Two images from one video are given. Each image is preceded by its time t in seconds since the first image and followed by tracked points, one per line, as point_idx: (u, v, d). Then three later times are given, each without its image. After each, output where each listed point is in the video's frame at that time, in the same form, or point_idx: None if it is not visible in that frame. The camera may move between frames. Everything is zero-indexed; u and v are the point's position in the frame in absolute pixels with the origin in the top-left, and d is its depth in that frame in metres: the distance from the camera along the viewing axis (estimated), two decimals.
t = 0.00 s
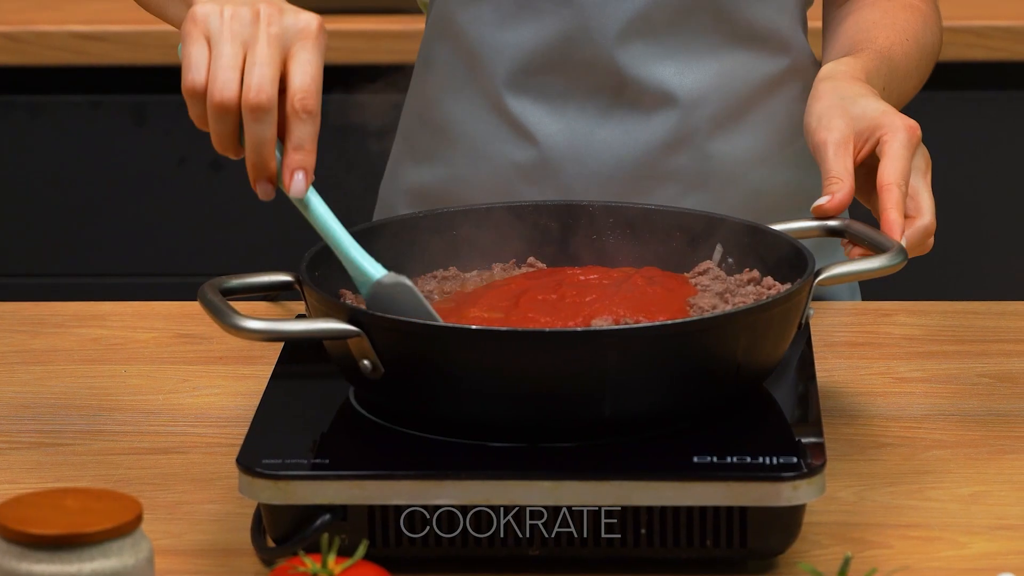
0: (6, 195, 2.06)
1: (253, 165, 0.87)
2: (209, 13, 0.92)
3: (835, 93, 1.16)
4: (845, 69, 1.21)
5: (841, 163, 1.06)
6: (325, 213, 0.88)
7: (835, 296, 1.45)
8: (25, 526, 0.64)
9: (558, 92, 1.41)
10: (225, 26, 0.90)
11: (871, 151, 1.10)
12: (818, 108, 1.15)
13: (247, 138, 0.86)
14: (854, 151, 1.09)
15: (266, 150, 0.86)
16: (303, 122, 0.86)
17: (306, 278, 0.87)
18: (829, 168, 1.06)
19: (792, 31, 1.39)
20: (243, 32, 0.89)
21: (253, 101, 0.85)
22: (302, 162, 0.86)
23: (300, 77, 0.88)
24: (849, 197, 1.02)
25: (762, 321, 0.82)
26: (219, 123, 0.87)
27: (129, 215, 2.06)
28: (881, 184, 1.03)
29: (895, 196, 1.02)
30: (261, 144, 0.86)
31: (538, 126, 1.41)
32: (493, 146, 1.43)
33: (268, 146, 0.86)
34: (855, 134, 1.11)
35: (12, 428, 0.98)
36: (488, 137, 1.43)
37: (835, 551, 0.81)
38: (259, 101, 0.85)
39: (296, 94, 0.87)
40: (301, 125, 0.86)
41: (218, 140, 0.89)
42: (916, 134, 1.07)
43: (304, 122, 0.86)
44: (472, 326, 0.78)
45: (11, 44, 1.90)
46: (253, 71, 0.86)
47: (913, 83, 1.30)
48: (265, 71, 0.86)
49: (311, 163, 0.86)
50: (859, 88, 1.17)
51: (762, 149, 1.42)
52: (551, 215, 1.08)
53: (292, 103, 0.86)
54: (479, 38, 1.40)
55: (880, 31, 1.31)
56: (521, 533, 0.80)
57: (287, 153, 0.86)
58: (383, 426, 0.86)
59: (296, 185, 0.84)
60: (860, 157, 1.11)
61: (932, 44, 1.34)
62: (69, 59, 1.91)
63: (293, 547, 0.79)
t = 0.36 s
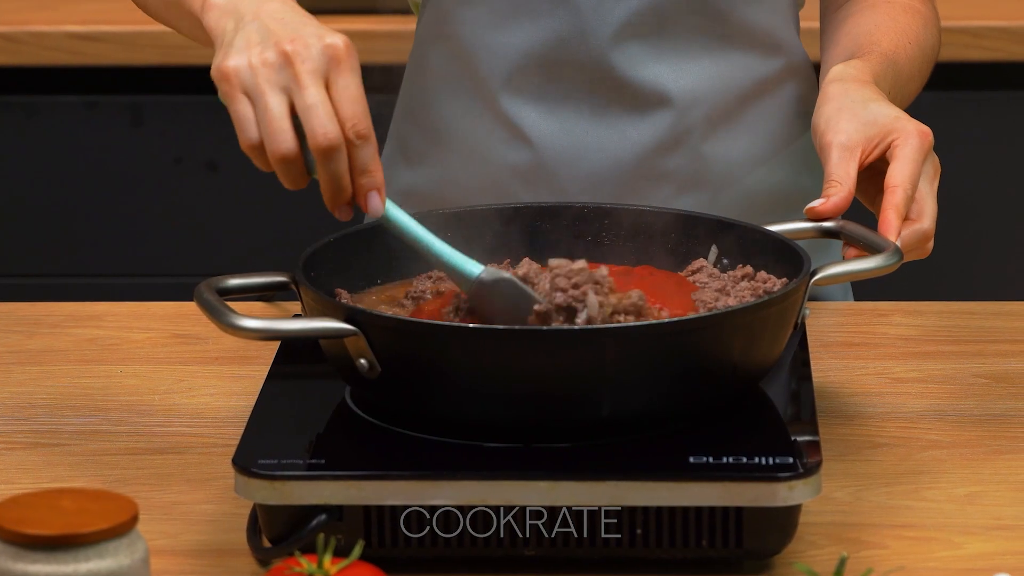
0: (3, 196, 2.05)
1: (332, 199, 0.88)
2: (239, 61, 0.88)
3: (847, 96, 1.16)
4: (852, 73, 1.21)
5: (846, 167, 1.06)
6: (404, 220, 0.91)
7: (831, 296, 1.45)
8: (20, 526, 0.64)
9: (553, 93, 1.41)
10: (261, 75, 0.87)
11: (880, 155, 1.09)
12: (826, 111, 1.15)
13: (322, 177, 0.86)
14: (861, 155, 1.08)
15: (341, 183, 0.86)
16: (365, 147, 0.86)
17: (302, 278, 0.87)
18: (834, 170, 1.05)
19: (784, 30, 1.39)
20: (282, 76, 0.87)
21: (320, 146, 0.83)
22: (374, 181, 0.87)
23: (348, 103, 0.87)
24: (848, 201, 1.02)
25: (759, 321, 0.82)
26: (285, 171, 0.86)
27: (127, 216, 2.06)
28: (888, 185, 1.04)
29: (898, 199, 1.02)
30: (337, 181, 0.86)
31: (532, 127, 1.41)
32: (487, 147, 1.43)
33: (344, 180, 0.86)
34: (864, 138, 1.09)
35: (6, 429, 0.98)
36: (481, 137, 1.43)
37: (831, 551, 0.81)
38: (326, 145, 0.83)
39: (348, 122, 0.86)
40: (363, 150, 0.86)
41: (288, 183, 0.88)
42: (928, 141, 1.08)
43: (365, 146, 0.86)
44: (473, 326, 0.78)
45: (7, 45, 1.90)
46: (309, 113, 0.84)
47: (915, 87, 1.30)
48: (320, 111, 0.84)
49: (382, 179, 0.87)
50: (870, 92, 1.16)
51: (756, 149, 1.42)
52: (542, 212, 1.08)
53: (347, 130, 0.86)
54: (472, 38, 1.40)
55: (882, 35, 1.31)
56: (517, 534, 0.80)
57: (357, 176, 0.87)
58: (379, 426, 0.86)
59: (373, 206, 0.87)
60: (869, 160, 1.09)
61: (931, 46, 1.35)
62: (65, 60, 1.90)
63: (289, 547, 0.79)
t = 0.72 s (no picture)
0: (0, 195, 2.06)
1: (365, 40, 0.97)
2: None
3: (839, 99, 1.16)
4: (845, 75, 1.21)
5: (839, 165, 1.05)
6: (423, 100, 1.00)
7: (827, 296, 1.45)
8: (17, 526, 0.64)
9: (550, 85, 1.41)
10: None
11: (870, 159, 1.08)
12: (818, 112, 1.15)
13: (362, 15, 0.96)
14: (853, 155, 1.08)
15: (378, 23, 0.96)
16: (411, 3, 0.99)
17: (297, 278, 0.87)
18: (827, 168, 1.05)
19: (782, 25, 1.39)
20: None
21: None
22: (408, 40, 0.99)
23: None
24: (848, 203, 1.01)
25: (752, 323, 0.82)
26: None
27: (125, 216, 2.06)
28: (887, 193, 1.02)
29: (898, 206, 1.01)
30: (375, 18, 0.96)
31: (529, 120, 1.41)
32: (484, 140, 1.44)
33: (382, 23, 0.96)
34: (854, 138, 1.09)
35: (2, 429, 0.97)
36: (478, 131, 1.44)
37: (827, 551, 0.81)
38: None
39: None
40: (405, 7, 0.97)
41: (325, 20, 0.98)
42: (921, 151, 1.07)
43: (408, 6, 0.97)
44: (468, 326, 0.78)
45: (4, 45, 1.90)
46: None
47: (902, 96, 1.31)
48: None
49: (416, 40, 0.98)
50: (862, 96, 1.16)
51: (753, 143, 1.42)
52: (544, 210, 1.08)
53: None
54: (469, 32, 1.41)
55: (872, 40, 1.31)
56: (515, 533, 0.80)
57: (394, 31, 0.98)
58: (376, 427, 0.86)
59: (405, 62, 0.98)
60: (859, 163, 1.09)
61: (920, 54, 1.35)
62: (61, 60, 1.90)
63: (285, 548, 0.79)
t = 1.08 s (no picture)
0: None
1: (346, 110, 0.97)
2: None
3: (844, 100, 1.15)
4: (849, 77, 1.21)
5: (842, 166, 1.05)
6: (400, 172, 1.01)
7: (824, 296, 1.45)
8: (13, 526, 0.65)
9: (548, 86, 1.40)
10: None
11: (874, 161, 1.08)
12: (821, 114, 1.14)
13: (346, 82, 0.97)
14: (855, 157, 1.08)
15: (360, 93, 0.97)
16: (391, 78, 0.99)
17: (293, 278, 0.87)
18: (828, 169, 1.05)
19: (779, 27, 1.39)
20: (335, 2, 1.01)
21: (356, 49, 0.97)
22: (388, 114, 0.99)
23: (388, 42, 1.01)
24: (847, 205, 1.01)
25: (750, 323, 0.82)
26: (315, 62, 0.96)
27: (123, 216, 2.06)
28: (883, 193, 1.02)
29: (894, 207, 1.01)
30: (358, 87, 0.97)
31: (526, 120, 1.41)
32: (481, 141, 1.43)
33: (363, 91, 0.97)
34: (858, 140, 1.09)
35: None
36: (476, 131, 1.44)
37: (822, 551, 0.81)
38: (362, 52, 0.97)
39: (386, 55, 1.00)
40: (389, 82, 0.99)
41: (304, 86, 0.98)
42: (924, 154, 1.07)
43: (392, 80, 0.99)
44: (464, 326, 0.78)
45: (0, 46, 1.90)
46: (352, 29, 0.98)
47: (902, 97, 1.31)
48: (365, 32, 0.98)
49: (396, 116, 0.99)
50: (867, 98, 1.16)
51: (751, 144, 1.42)
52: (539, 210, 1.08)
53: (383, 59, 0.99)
54: (466, 33, 1.40)
55: (873, 41, 1.30)
56: (514, 533, 0.80)
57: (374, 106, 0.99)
58: (372, 427, 0.86)
59: (386, 136, 0.99)
60: (862, 165, 1.08)
61: (919, 54, 1.35)
62: (57, 60, 1.90)
63: (281, 548, 0.79)
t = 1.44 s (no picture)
0: None
1: (244, 144, 0.92)
2: None
3: (843, 102, 1.15)
4: (847, 80, 1.21)
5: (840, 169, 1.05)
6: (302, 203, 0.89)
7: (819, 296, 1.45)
8: (9, 526, 0.64)
9: (544, 88, 1.40)
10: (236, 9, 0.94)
11: (872, 163, 1.08)
12: (821, 115, 1.14)
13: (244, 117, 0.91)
14: (854, 161, 1.07)
15: (258, 130, 0.91)
16: (294, 110, 0.91)
17: (289, 279, 0.87)
18: (825, 171, 1.05)
19: (775, 29, 1.39)
20: (251, 18, 0.93)
21: (254, 86, 0.90)
22: (284, 146, 0.90)
23: (298, 68, 0.92)
24: (843, 205, 1.01)
25: (746, 324, 0.82)
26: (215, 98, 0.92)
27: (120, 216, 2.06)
28: (879, 194, 1.02)
29: (890, 208, 1.01)
30: (255, 123, 0.90)
31: (522, 122, 1.41)
32: (477, 143, 1.43)
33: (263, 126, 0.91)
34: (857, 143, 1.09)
35: None
36: (472, 133, 1.43)
37: (818, 551, 0.81)
38: (260, 87, 0.90)
39: (291, 83, 0.92)
40: (291, 112, 0.91)
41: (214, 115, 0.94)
42: (922, 157, 1.06)
43: (294, 111, 0.91)
44: (460, 326, 0.78)
45: None
46: (256, 56, 0.91)
47: (900, 100, 1.31)
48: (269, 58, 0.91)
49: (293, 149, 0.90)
50: (865, 101, 1.15)
51: (746, 146, 1.42)
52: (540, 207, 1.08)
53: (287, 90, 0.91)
54: (462, 34, 1.40)
55: (871, 44, 1.31)
56: (515, 533, 0.80)
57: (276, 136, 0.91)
58: (369, 427, 0.86)
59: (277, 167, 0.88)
60: (860, 168, 1.08)
61: (917, 57, 1.35)
62: (52, 60, 1.91)
63: (276, 548, 0.79)
